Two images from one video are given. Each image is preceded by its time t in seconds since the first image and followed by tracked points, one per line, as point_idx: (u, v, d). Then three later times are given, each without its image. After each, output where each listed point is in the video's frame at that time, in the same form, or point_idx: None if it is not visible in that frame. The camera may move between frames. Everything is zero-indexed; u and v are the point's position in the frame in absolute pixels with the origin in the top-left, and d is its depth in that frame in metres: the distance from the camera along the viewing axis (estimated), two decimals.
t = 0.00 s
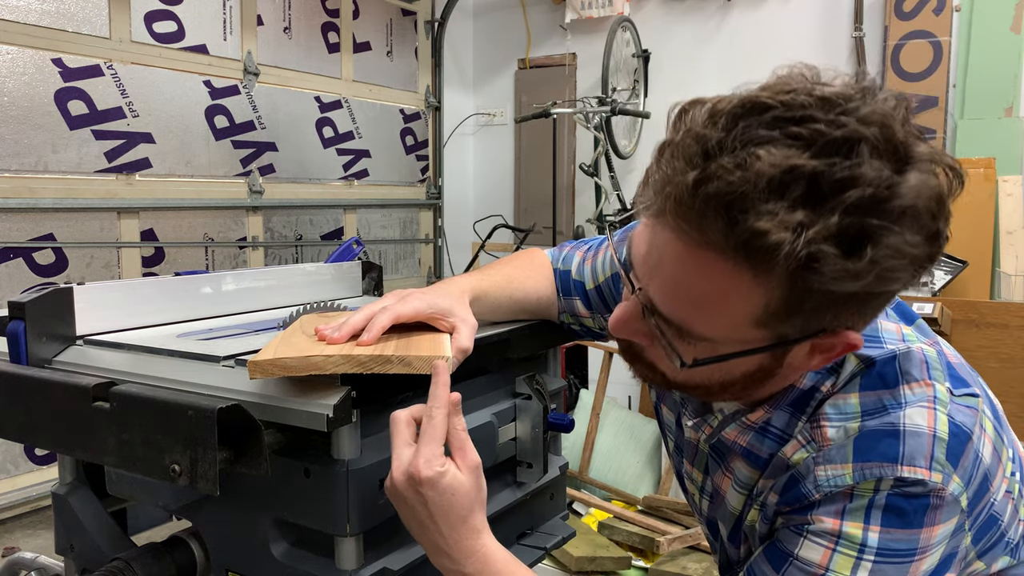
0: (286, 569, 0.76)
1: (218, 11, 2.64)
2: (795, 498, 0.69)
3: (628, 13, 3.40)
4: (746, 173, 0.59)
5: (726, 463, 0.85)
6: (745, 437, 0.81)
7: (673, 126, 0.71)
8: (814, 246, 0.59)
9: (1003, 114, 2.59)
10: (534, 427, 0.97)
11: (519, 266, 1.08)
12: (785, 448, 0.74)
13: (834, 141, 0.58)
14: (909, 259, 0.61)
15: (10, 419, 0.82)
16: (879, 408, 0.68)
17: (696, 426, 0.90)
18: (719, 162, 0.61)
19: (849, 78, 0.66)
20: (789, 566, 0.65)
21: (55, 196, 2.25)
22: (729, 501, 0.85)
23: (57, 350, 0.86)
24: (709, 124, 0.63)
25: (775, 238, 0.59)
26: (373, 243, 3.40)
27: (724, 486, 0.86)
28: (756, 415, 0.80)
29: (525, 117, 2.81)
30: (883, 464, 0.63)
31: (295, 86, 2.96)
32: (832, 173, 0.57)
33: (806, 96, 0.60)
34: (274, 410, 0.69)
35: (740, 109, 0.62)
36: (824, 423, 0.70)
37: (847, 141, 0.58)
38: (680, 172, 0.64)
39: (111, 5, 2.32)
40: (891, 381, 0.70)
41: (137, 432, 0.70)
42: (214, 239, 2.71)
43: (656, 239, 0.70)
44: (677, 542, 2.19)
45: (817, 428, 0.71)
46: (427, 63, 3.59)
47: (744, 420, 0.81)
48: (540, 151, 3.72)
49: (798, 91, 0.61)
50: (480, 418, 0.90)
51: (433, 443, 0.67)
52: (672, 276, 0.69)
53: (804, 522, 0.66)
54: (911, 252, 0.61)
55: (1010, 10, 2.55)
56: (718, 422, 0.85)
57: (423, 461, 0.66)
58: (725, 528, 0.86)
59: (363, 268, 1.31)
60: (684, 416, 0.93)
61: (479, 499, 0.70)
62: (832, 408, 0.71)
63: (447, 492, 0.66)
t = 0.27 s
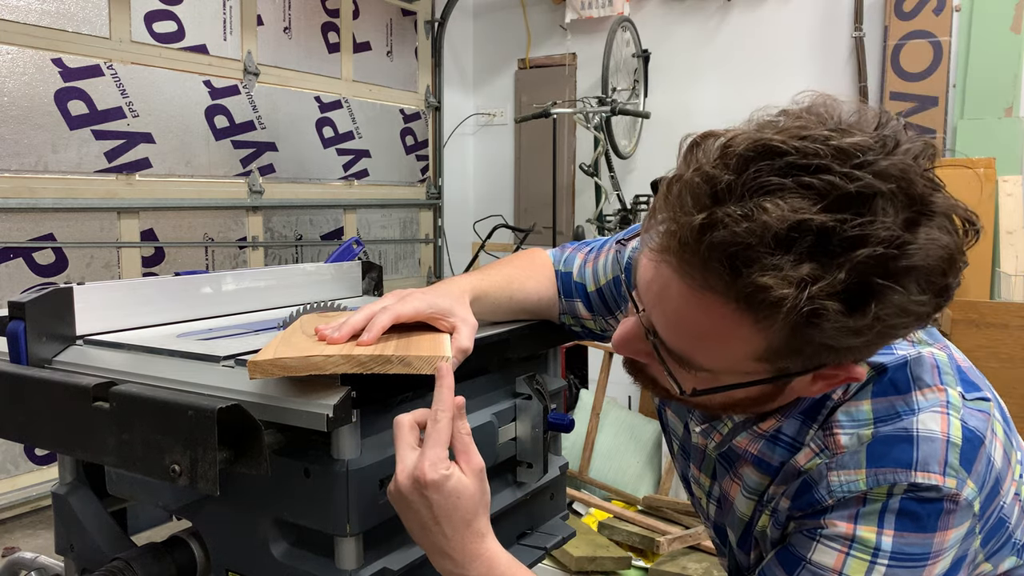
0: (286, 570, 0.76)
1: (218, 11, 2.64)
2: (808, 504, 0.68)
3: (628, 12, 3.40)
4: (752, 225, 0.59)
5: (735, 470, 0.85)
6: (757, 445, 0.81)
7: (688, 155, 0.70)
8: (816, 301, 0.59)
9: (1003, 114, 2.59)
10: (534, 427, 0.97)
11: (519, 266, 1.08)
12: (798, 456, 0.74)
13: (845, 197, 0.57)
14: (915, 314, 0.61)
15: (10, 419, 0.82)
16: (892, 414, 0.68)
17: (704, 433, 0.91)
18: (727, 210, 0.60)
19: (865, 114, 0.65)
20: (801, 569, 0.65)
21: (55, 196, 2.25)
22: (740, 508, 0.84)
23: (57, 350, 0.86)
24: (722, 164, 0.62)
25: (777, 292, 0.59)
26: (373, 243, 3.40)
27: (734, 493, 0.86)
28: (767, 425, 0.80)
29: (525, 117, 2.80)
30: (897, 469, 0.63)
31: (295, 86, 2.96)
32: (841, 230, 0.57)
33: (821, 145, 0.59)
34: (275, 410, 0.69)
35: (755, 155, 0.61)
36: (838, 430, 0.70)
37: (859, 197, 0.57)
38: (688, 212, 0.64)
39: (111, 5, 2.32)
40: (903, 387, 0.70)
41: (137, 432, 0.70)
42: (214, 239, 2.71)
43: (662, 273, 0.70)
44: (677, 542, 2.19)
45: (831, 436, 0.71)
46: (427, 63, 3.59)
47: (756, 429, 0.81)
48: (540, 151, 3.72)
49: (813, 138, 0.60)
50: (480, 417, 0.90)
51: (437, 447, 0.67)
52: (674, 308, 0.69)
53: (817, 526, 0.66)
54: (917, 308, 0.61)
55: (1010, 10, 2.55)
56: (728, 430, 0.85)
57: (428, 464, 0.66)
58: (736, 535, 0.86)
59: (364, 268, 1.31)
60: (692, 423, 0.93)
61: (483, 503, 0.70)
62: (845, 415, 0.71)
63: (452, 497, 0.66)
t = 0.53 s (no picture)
0: (286, 569, 0.76)
1: (218, 11, 2.64)
2: (817, 508, 0.68)
3: (628, 12, 3.40)
4: (749, 225, 0.59)
5: (740, 476, 0.85)
6: (762, 450, 0.80)
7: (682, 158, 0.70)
8: (815, 300, 0.59)
9: (1003, 114, 2.59)
10: (534, 427, 0.97)
11: (518, 267, 1.08)
12: (805, 460, 0.73)
13: (842, 195, 0.57)
14: (915, 311, 0.61)
15: (10, 419, 0.82)
16: (899, 415, 0.68)
17: (707, 439, 0.90)
18: (723, 210, 0.60)
19: (863, 113, 0.65)
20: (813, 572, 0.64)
21: (55, 196, 2.25)
22: (745, 514, 0.84)
23: (57, 350, 0.86)
24: (718, 163, 0.63)
25: (775, 291, 0.59)
26: (373, 243, 3.40)
27: (739, 499, 0.85)
28: (772, 430, 0.80)
29: (525, 116, 2.80)
30: (907, 470, 0.63)
31: (295, 86, 2.96)
32: (840, 228, 0.57)
33: (818, 144, 0.59)
34: (274, 410, 0.69)
35: (751, 154, 0.61)
36: (845, 434, 0.70)
37: (858, 194, 0.57)
38: (684, 213, 0.64)
39: (111, 5, 2.32)
40: (909, 388, 0.70)
41: (137, 432, 0.70)
42: (214, 239, 2.71)
43: (658, 277, 0.70)
44: (677, 542, 2.19)
45: (837, 439, 0.70)
46: (427, 63, 3.59)
47: (761, 434, 0.81)
48: (540, 151, 3.72)
49: (809, 136, 0.60)
50: (479, 417, 0.90)
51: (444, 446, 0.67)
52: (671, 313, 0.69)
53: (828, 528, 0.65)
54: (917, 305, 0.60)
55: (1010, 10, 2.55)
56: (734, 434, 0.85)
57: (436, 462, 0.66)
58: (742, 541, 0.85)
59: (363, 268, 1.31)
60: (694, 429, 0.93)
61: (489, 502, 0.70)
62: (852, 418, 0.71)
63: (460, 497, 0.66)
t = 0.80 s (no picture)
0: (286, 569, 0.76)
1: (218, 11, 2.64)
2: (815, 495, 0.65)
3: (628, 13, 3.40)
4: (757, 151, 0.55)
5: (735, 460, 0.81)
6: (753, 429, 0.77)
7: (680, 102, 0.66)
8: (824, 229, 0.55)
9: (1003, 114, 2.59)
10: (534, 427, 0.97)
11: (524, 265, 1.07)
12: (799, 442, 0.70)
13: (850, 124, 0.53)
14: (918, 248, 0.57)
15: (10, 419, 0.82)
16: (892, 397, 0.65)
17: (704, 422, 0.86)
18: (730, 137, 0.56)
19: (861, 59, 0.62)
20: (816, 563, 0.61)
21: (55, 196, 2.25)
22: (743, 501, 0.80)
23: (57, 349, 0.86)
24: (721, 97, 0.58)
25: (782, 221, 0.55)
26: (373, 243, 3.40)
27: (737, 484, 0.81)
28: (762, 406, 0.76)
29: (525, 117, 2.80)
30: (904, 453, 0.60)
31: (295, 86, 2.96)
32: (846, 158, 0.53)
33: (817, 80, 0.56)
34: (275, 410, 0.69)
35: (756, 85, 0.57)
36: (837, 416, 0.67)
37: (866, 126, 0.53)
38: (686, 145, 0.59)
39: (110, 5, 2.32)
40: (902, 370, 0.66)
41: (137, 432, 0.70)
42: (214, 239, 2.71)
43: (653, 223, 0.64)
44: (677, 542, 2.19)
45: (830, 421, 0.67)
46: (427, 63, 3.59)
47: (753, 411, 0.77)
48: (540, 151, 3.72)
49: (812, 71, 0.57)
50: (480, 417, 0.90)
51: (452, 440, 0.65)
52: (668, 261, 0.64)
53: (829, 517, 0.62)
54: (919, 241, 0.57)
55: (1010, 10, 2.55)
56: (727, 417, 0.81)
57: (448, 455, 0.65)
58: (741, 528, 0.82)
59: (363, 268, 1.31)
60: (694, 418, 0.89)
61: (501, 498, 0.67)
62: (844, 399, 0.67)
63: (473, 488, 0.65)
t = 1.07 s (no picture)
0: (286, 569, 0.76)
1: (218, 11, 2.64)
2: (843, 421, 0.66)
3: (628, 13, 3.40)
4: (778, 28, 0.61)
5: (759, 409, 0.80)
6: (775, 368, 0.76)
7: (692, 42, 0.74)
8: (845, 88, 0.60)
9: (1003, 114, 2.59)
10: (534, 427, 1.01)
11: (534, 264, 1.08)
12: (822, 376, 0.70)
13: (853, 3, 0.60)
14: (932, 116, 0.62)
15: (10, 418, 0.82)
16: (914, 330, 0.66)
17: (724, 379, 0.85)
18: (752, 22, 0.63)
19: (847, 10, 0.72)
20: (841, 487, 0.63)
21: (55, 196, 2.25)
22: (765, 448, 0.79)
23: (57, 349, 0.86)
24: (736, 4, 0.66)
25: (808, 81, 0.60)
26: (373, 243, 3.40)
27: (760, 434, 0.80)
28: (784, 343, 0.76)
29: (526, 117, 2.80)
30: (931, 376, 0.62)
31: (295, 86, 2.96)
32: (854, 28, 0.60)
33: None
34: (275, 410, 0.69)
35: None
36: (861, 349, 0.68)
37: (865, 7, 0.61)
38: (710, 43, 0.66)
39: (111, 5, 2.32)
40: (923, 306, 0.68)
41: (138, 432, 0.70)
42: (214, 239, 2.71)
43: (683, 126, 0.69)
44: (677, 542, 2.19)
45: (854, 355, 0.68)
46: (427, 63, 3.59)
47: (773, 349, 0.77)
48: (540, 151, 3.72)
49: None
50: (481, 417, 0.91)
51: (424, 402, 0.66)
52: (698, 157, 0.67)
53: (854, 442, 0.64)
54: (934, 107, 0.62)
55: (1010, 10, 2.55)
56: (748, 360, 0.80)
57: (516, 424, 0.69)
58: (764, 479, 0.81)
59: (363, 268, 1.31)
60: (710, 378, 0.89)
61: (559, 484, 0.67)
62: (867, 334, 0.69)
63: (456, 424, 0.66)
